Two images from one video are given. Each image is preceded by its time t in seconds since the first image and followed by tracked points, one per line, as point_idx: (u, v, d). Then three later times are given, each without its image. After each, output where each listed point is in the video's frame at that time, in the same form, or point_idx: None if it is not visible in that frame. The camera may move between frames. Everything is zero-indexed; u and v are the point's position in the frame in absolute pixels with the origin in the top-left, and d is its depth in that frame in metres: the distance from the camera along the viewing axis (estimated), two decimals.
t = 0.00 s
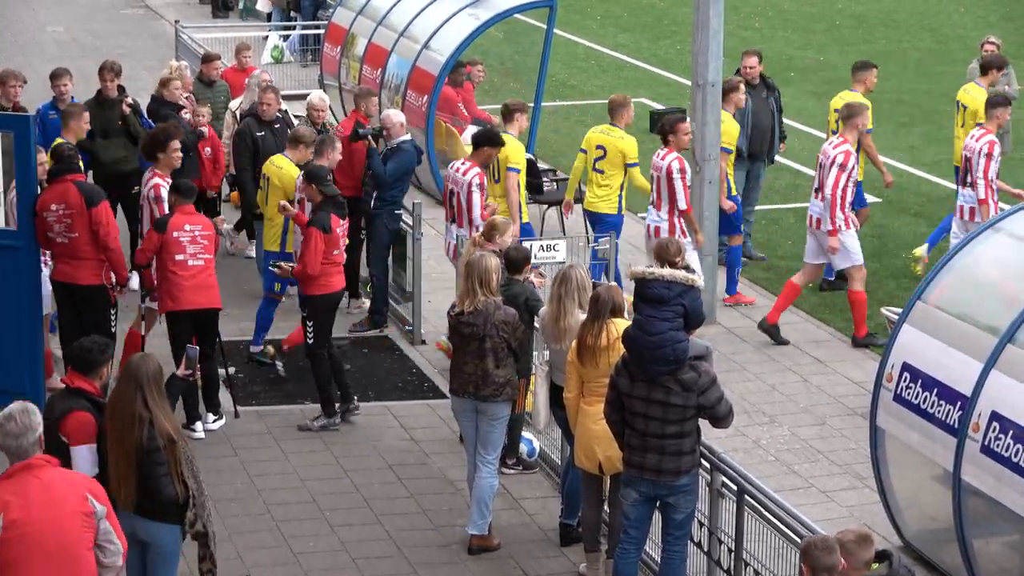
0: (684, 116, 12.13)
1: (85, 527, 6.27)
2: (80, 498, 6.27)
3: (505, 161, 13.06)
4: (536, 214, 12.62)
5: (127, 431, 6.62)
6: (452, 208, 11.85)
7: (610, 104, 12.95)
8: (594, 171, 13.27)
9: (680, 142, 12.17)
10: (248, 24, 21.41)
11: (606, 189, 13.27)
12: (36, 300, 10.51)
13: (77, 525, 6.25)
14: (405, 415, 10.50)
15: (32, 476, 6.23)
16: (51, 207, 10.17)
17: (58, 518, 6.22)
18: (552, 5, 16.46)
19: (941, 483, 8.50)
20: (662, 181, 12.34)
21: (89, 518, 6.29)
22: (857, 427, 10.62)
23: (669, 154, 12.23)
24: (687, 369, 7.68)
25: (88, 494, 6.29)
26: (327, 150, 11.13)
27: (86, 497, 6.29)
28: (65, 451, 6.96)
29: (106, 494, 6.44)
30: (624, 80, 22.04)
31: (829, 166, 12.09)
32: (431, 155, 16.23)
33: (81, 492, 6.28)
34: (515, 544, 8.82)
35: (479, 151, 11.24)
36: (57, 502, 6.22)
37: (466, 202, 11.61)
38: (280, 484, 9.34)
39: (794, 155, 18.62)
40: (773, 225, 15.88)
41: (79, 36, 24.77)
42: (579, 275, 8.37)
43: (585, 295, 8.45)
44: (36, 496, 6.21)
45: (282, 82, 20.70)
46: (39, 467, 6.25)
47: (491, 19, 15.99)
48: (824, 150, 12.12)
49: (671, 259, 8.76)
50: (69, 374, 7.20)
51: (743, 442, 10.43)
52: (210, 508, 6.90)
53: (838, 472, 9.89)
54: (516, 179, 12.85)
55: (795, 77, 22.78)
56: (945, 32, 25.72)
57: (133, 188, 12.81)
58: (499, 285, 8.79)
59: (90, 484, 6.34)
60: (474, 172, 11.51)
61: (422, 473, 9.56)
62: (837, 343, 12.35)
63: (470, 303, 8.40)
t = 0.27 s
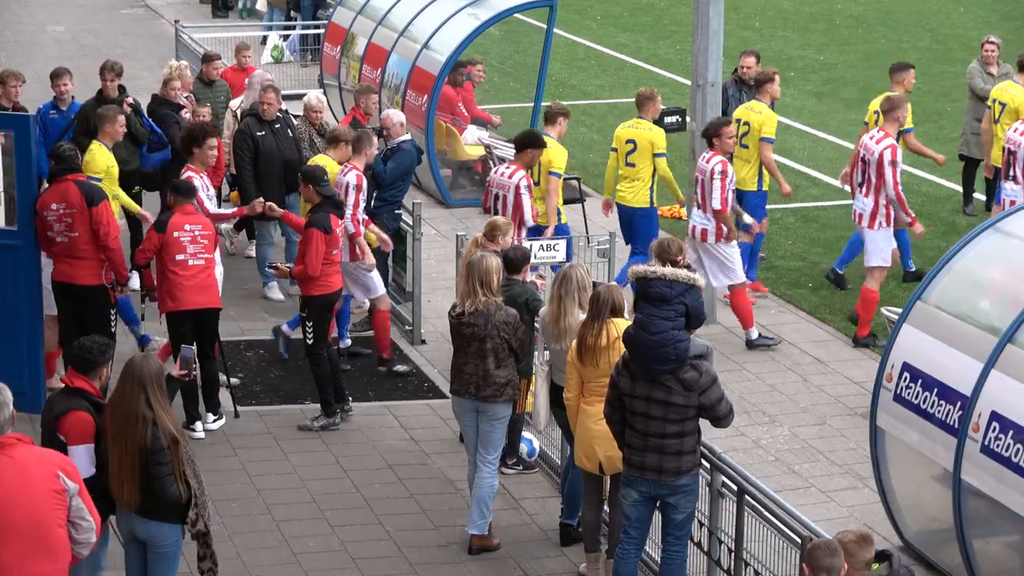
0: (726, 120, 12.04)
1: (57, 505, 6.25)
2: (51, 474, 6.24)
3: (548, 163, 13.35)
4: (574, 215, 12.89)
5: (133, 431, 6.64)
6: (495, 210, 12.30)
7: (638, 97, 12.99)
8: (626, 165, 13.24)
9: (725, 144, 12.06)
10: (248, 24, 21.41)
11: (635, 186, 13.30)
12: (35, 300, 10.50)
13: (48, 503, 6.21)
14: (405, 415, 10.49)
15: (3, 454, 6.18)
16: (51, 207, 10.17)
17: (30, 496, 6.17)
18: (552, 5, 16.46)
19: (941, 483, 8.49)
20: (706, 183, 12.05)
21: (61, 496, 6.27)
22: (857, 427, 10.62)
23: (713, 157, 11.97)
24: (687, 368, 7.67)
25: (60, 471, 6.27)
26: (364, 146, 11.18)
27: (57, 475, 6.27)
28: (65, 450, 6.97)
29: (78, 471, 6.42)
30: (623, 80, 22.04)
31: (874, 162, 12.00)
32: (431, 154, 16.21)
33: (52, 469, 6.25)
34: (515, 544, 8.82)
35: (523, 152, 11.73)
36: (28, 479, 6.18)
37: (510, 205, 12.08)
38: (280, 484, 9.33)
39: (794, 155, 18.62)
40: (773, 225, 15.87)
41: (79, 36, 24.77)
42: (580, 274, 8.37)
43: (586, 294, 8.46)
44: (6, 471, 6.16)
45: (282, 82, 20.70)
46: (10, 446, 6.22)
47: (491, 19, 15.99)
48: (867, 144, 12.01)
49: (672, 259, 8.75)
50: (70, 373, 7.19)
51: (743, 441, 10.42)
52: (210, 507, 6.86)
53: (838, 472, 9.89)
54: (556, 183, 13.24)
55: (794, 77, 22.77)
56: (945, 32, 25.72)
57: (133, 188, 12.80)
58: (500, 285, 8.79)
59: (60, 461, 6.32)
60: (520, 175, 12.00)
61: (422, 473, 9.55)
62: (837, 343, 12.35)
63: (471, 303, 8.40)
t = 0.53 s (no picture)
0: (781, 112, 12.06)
1: (41, 493, 6.26)
2: (36, 464, 6.26)
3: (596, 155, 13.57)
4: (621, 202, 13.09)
5: (137, 431, 6.64)
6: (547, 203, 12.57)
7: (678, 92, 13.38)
8: (661, 158, 13.60)
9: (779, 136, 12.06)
10: (248, 24, 21.42)
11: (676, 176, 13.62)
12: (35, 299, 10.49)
13: (34, 492, 6.22)
14: (405, 415, 10.50)
15: None
16: (52, 205, 10.18)
17: (16, 484, 6.18)
18: (552, 5, 16.46)
19: (941, 483, 8.50)
20: (759, 175, 12.04)
21: (45, 484, 6.28)
22: (856, 427, 10.62)
23: (768, 148, 11.95)
24: (688, 368, 7.69)
25: (44, 461, 6.29)
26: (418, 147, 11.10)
27: (41, 465, 6.28)
28: (64, 450, 6.98)
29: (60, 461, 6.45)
30: (623, 80, 22.04)
31: (925, 164, 12.44)
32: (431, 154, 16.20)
33: (36, 459, 6.27)
34: (515, 544, 8.82)
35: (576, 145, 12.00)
36: (13, 466, 6.19)
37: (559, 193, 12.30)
38: (280, 484, 9.34)
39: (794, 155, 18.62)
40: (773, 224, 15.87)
41: (79, 36, 24.78)
42: (580, 274, 8.38)
43: (586, 294, 8.46)
44: None
45: (282, 82, 20.70)
46: None
47: (491, 19, 15.99)
48: (917, 148, 12.44)
49: (672, 258, 8.76)
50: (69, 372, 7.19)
51: (743, 441, 10.43)
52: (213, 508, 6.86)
53: (838, 472, 9.89)
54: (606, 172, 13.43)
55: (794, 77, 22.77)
56: (945, 32, 25.72)
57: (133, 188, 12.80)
58: (500, 285, 8.79)
59: (43, 452, 6.34)
60: (569, 166, 12.21)
61: (422, 473, 9.56)
62: (838, 342, 12.35)
63: (472, 303, 8.41)
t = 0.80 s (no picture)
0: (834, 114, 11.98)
1: (28, 474, 6.40)
2: (24, 445, 6.40)
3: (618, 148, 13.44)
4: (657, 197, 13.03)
5: (138, 432, 6.64)
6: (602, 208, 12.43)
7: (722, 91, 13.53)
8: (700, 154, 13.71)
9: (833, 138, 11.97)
10: (248, 24, 21.40)
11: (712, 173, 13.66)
12: (34, 299, 10.48)
13: (22, 473, 6.37)
14: (405, 415, 10.49)
15: None
16: (52, 205, 10.18)
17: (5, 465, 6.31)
18: (551, 5, 16.46)
19: (941, 483, 8.50)
20: (812, 178, 12.01)
21: (32, 466, 6.42)
22: (857, 427, 10.62)
23: (821, 151, 11.92)
24: (688, 368, 7.69)
25: (31, 443, 6.42)
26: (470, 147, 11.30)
27: (29, 446, 6.42)
28: (63, 450, 6.97)
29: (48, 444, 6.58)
30: (623, 80, 22.03)
31: (969, 155, 13.15)
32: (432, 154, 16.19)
33: (24, 440, 6.41)
34: (515, 544, 8.82)
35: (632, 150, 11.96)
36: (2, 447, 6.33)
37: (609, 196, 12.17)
38: (280, 484, 9.33)
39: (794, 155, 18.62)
40: (773, 225, 15.86)
41: (79, 36, 24.77)
42: (580, 275, 8.37)
43: (586, 295, 8.46)
44: None
45: (282, 82, 20.69)
46: None
47: (490, 19, 15.99)
48: (965, 139, 13.16)
49: (673, 259, 8.75)
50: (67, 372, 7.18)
51: (743, 442, 10.42)
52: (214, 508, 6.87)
53: (838, 472, 9.88)
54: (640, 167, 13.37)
55: (795, 77, 22.76)
56: (945, 32, 25.70)
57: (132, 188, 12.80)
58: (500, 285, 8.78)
59: (31, 434, 6.47)
60: (622, 171, 12.12)
61: (422, 473, 9.55)
62: (839, 342, 12.34)
63: (472, 303, 8.41)
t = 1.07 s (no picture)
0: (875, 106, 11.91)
1: (9, 460, 6.53)
2: (6, 431, 6.53)
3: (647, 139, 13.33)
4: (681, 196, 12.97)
5: (138, 432, 6.63)
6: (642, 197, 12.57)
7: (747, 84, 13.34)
8: (732, 149, 13.52)
9: (874, 131, 11.89)
10: (247, 22, 21.38)
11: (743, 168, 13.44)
12: (32, 298, 10.48)
13: (3, 458, 6.50)
14: (404, 414, 10.48)
15: None
16: (49, 205, 10.20)
17: None
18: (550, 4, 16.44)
19: (940, 482, 8.49)
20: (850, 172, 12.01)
21: (13, 452, 6.55)
22: (855, 426, 10.61)
23: (858, 144, 11.90)
24: (686, 367, 7.69)
25: (12, 428, 6.55)
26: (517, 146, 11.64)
27: (10, 432, 6.55)
28: (63, 450, 6.98)
29: (30, 429, 6.71)
30: (622, 80, 22.01)
31: (1012, 158, 13.02)
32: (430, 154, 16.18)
33: (6, 427, 6.54)
34: (514, 543, 8.81)
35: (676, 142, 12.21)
36: None
37: (657, 189, 12.33)
38: (279, 483, 9.32)
39: (793, 153, 18.61)
40: (772, 224, 15.84)
41: (77, 35, 24.73)
42: (579, 273, 8.38)
43: (585, 294, 8.46)
44: None
45: (281, 81, 20.67)
46: None
47: (489, 18, 15.97)
48: (1008, 144, 13.06)
49: (671, 257, 8.75)
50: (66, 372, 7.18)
51: (742, 441, 10.41)
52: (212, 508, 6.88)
53: (837, 471, 9.87)
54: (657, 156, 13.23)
55: (794, 76, 22.73)
56: (944, 31, 25.68)
57: (131, 187, 12.81)
58: (498, 284, 8.77)
59: (12, 419, 6.61)
60: (669, 164, 12.21)
61: (420, 472, 9.55)
62: (838, 341, 12.34)
63: (471, 302, 8.40)
